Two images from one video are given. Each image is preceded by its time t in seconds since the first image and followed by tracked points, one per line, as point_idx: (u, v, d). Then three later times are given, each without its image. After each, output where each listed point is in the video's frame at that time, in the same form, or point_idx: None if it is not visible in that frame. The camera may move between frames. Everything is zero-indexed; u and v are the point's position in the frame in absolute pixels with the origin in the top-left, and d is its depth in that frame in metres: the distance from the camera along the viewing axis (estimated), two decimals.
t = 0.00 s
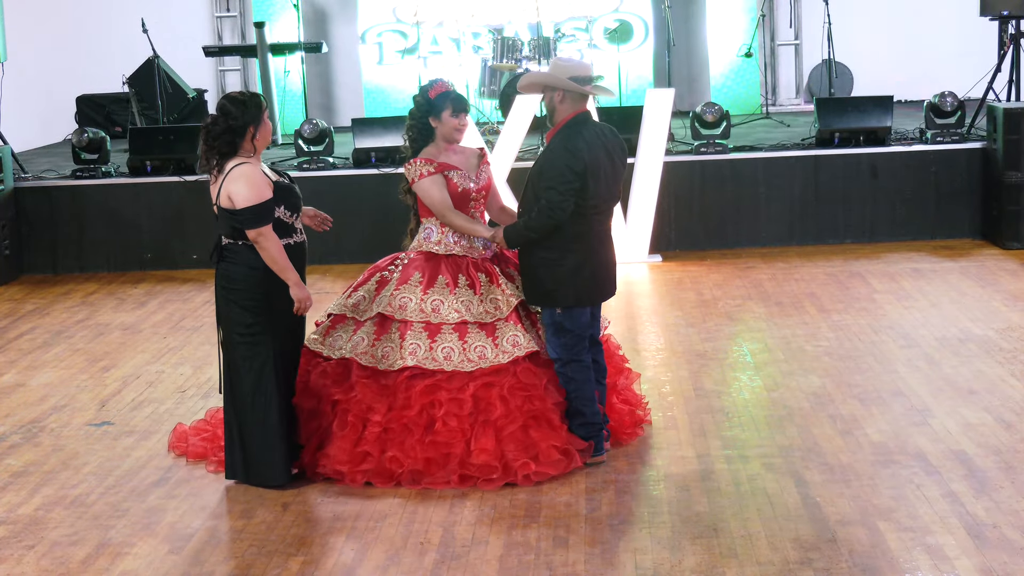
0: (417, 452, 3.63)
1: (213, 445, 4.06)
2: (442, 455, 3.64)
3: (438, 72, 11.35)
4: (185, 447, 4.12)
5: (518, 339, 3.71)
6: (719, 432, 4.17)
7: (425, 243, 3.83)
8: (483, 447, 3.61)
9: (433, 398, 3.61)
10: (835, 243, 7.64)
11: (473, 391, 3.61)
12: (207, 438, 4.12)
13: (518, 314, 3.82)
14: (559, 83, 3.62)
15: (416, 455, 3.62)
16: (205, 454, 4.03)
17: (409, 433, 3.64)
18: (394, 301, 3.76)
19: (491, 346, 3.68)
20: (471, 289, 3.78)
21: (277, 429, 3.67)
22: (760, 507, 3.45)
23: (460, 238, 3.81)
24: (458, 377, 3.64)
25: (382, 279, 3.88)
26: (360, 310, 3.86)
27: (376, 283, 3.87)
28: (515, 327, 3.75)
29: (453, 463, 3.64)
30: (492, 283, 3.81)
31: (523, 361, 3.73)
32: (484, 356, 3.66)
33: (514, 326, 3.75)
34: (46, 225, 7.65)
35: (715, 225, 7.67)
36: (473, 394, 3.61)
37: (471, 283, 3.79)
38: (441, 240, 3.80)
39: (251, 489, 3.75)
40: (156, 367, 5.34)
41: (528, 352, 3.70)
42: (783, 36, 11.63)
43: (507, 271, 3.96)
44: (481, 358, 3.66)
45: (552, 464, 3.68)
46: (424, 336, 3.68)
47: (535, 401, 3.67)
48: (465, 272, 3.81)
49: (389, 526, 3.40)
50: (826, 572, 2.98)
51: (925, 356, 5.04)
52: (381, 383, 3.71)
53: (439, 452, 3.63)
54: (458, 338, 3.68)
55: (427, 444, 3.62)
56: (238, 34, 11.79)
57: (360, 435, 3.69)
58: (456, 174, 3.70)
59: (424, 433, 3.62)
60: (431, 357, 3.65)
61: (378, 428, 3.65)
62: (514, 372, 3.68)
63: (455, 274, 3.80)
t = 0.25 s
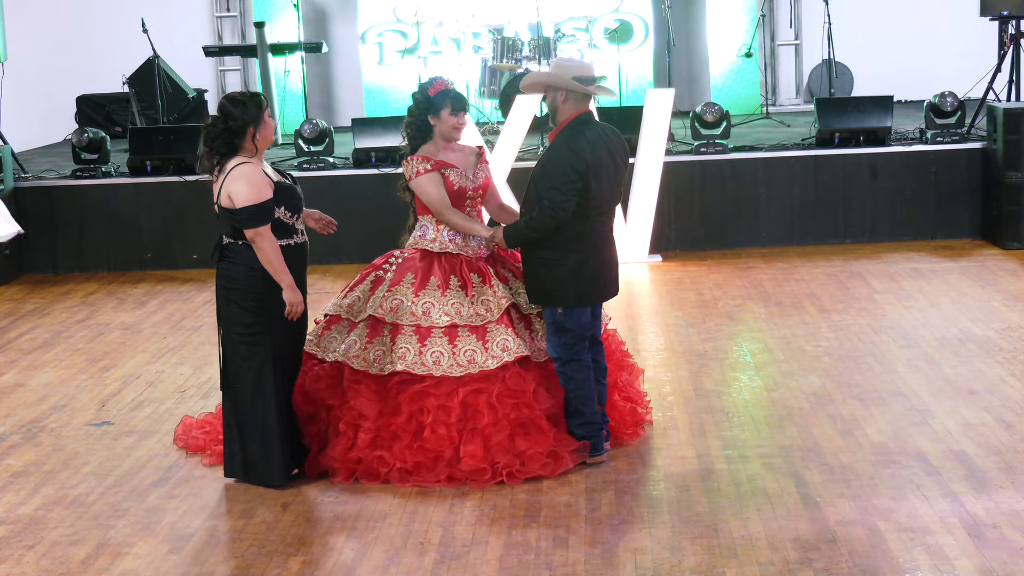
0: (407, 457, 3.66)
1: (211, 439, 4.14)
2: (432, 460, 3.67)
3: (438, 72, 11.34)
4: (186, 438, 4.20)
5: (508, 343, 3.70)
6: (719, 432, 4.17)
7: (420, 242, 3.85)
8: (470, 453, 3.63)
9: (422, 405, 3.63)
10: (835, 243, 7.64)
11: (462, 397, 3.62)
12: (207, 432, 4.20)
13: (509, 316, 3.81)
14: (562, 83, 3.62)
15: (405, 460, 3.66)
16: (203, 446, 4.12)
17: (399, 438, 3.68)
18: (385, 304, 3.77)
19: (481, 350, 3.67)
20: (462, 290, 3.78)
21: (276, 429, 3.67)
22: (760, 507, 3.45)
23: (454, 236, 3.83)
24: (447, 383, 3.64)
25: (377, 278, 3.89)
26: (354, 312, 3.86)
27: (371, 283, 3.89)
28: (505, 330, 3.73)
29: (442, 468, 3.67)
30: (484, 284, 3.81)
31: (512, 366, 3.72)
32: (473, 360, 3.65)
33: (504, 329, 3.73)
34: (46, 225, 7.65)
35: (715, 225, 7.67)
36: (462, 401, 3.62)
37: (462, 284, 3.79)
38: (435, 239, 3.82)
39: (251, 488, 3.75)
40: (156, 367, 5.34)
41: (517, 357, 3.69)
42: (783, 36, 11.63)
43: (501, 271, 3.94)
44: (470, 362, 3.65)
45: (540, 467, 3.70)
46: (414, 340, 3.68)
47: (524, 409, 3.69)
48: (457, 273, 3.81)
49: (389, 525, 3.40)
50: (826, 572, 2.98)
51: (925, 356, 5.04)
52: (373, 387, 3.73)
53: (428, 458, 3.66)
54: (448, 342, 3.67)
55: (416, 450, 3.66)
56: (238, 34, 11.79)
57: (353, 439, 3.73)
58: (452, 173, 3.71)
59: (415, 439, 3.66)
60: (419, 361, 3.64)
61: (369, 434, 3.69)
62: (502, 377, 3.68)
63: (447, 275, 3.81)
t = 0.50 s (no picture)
0: (398, 460, 3.66)
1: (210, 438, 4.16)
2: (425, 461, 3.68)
3: (438, 72, 11.34)
4: (187, 436, 4.21)
5: (496, 346, 3.70)
6: (719, 432, 4.17)
7: (410, 240, 3.85)
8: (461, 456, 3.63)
9: (411, 408, 3.64)
10: (835, 243, 7.64)
11: (452, 400, 3.62)
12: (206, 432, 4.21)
13: (499, 317, 3.80)
14: (567, 82, 3.63)
15: (396, 463, 3.66)
16: (201, 444, 4.14)
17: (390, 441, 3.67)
18: (372, 304, 3.77)
19: (470, 352, 3.67)
20: (451, 291, 3.76)
21: (275, 429, 3.67)
22: (760, 507, 3.45)
23: (446, 236, 3.82)
24: (436, 386, 3.64)
25: (366, 278, 3.90)
26: (343, 313, 3.87)
27: (361, 283, 3.89)
28: (494, 332, 3.73)
29: (433, 471, 3.67)
30: (472, 285, 3.80)
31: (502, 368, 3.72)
32: (461, 362, 3.65)
33: (493, 331, 3.73)
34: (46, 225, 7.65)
35: (715, 225, 7.67)
36: (452, 404, 3.62)
37: (451, 285, 3.78)
38: (425, 239, 3.82)
39: (251, 488, 3.75)
40: (156, 367, 5.34)
41: (505, 360, 3.69)
42: (783, 36, 11.64)
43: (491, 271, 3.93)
44: (459, 364, 3.65)
45: (534, 469, 3.70)
46: (402, 341, 3.68)
47: (516, 412, 3.69)
48: (446, 274, 3.80)
49: (389, 525, 3.40)
50: (826, 573, 2.98)
51: (925, 356, 5.04)
52: (363, 392, 3.70)
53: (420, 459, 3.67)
54: (436, 344, 3.67)
55: (406, 453, 3.66)
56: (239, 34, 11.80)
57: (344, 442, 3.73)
58: (447, 172, 3.71)
59: (405, 441, 3.66)
60: (407, 362, 3.65)
61: (359, 437, 3.69)
62: (492, 379, 3.67)
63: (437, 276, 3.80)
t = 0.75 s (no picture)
0: (390, 460, 3.63)
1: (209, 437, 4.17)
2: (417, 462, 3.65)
3: (438, 72, 11.35)
4: (186, 436, 4.21)
5: (490, 347, 3.67)
6: (719, 432, 4.18)
7: (401, 240, 3.81)
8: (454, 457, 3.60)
9: (404, 407, 3.60)
10: (835, 243, 7.64)
11: (446, 400, 3.58)
12: (205, 431, 4.21)
13: (493, 319, 3.77)
14: (571, 82, 3.63)
15: (388, 464, 3.63)
16: (200, 443, 4.15)
17: (382, 442, 3.63)
18: (364, 304, 3.74)
19: (463, 353, 3.64)
20: (444, 292, 3.73)
21: (272, 429, 3.67)
22: (760, 507, 3.45)
23: (439, 238, 3.79)
24: (430, 386, 3.60)
25: (358, 277, 3.88)
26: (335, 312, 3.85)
27: (353, 281, 3.88)
28: (487, 333, 3.70)
29: (426, 472, 3.64)
30: (465, 286, 3.76)
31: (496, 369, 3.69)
32: (454, 362, 3.62)
33: (486, 332, 3.70)
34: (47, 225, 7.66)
35: (715, 226, 7.67)
36: (446, 404, 3.58)
37: (444, 285, 3.74)
38: (417, 238, 3.78)
39: (251, 489, 3.75)
40: (156, 367, 5.34)
41: (499, 361, 3.66)
42: (783, 36, 11.64)
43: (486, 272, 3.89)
44: (452, 365, 3.61)
45: (529, 472, 3.69)
46: (395, 341, 3.65)
47: (512, 415, 3.65)
48: (439, 274, 3.77)
49: (389, 525, 3.40)
50: (826, 573, 2.98)
51: (925, 356, 5.04)
52: (356, 391, 3.65)
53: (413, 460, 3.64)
54: (429, 344, 3.64)
55: (399, 453, 3.63)
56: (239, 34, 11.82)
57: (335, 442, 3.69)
58: (441, 172, 3.70)
59: (397, 442, 3.62)
60: (400, 362, 3.61)
61: (351, 437, 3.64)
62: (486, 380, 3.63)
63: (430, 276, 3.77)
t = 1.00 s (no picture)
0: (386, 459, 3.59)
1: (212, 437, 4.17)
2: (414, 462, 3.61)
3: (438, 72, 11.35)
4: (187, 436, 4.21)
5: (483, 347, 3.63)
6: (718, 432, 4.18)
7: (394, 242, 3.84)
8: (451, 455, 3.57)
9: (400, 404, 3.56)
10: (835, 244, 7.64)
11: (442, 396, 3.55)
12: (206, 430, 4.22)
13: (487, 319, 3.73)
14: (571, 82, 3.65)
15: (384, 463, 3.59)
16: (201, 443, 4.15)
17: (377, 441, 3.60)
18: (355, 303, 3.74)
19: (455, 351, 3.60)
20: (437, 292, 3.71)
21: (271, 429, 3.67)
22: (759, 508, 3.45)
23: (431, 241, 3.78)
24: (425, 383, 3.57)
25: (352, 278, 3.88)
26: (328, 313, 3.84)
27: (346, 283, 3.89)
28: (480, 332, 3.66)
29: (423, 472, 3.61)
30: (458, 286, 3.74)
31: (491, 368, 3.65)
32: (447, 361, 3.58)
33: (479, 331, 3.66)
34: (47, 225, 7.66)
35: (715, 226, 7.66)
36: (442, 400, 3.55)
37: (437, 286, 3.73)
38: (410, 240, 3.78)
39: (251, 489, 3.75)
40: (156, 366, 5.34)
41: (493, 360, 3.62)
42: (783, 36, 11.64)
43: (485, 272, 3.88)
44: (445, 363, 3.58)
45: (528, 476, 3.68)
46: (388, 340, 3.62)
47: (512, 412, 3.62)
48: (432, 275, 3.76)
49: (389, 525, 3.40)
50: (826, 573, 2.98)
51: (925, 356, 5.04)
52: (350, 390, 3.61)
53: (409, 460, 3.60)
54: (422, 343, 3.61)
55: (394, 452, 3.59)
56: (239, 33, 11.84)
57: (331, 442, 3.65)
58: (431, 175, 3.70)
59: (393, 441, 3.58)
60: (393, 360, 3.58)
61: (346, 437, 3.61)
62: (482, 378, 3.60)
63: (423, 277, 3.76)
